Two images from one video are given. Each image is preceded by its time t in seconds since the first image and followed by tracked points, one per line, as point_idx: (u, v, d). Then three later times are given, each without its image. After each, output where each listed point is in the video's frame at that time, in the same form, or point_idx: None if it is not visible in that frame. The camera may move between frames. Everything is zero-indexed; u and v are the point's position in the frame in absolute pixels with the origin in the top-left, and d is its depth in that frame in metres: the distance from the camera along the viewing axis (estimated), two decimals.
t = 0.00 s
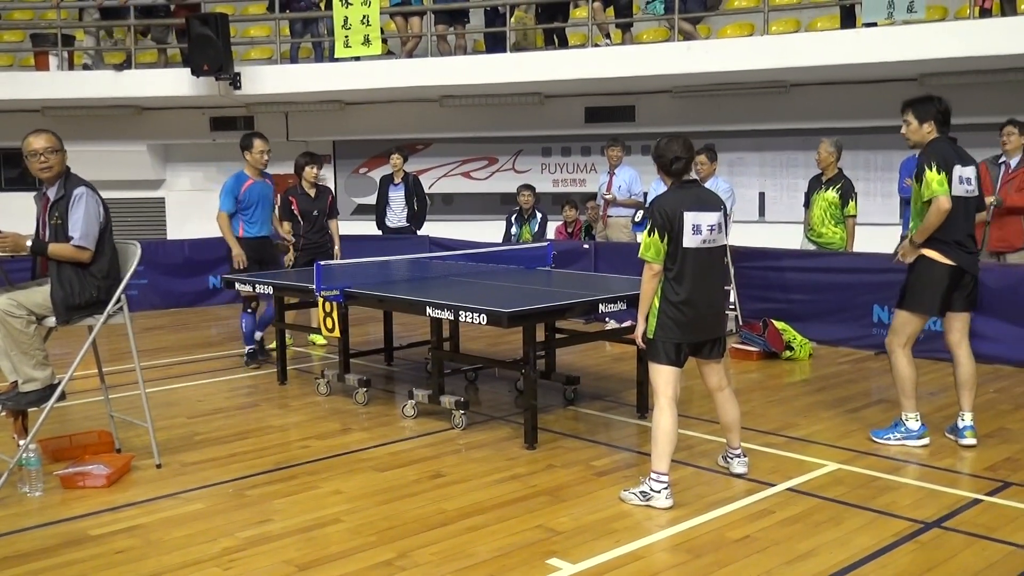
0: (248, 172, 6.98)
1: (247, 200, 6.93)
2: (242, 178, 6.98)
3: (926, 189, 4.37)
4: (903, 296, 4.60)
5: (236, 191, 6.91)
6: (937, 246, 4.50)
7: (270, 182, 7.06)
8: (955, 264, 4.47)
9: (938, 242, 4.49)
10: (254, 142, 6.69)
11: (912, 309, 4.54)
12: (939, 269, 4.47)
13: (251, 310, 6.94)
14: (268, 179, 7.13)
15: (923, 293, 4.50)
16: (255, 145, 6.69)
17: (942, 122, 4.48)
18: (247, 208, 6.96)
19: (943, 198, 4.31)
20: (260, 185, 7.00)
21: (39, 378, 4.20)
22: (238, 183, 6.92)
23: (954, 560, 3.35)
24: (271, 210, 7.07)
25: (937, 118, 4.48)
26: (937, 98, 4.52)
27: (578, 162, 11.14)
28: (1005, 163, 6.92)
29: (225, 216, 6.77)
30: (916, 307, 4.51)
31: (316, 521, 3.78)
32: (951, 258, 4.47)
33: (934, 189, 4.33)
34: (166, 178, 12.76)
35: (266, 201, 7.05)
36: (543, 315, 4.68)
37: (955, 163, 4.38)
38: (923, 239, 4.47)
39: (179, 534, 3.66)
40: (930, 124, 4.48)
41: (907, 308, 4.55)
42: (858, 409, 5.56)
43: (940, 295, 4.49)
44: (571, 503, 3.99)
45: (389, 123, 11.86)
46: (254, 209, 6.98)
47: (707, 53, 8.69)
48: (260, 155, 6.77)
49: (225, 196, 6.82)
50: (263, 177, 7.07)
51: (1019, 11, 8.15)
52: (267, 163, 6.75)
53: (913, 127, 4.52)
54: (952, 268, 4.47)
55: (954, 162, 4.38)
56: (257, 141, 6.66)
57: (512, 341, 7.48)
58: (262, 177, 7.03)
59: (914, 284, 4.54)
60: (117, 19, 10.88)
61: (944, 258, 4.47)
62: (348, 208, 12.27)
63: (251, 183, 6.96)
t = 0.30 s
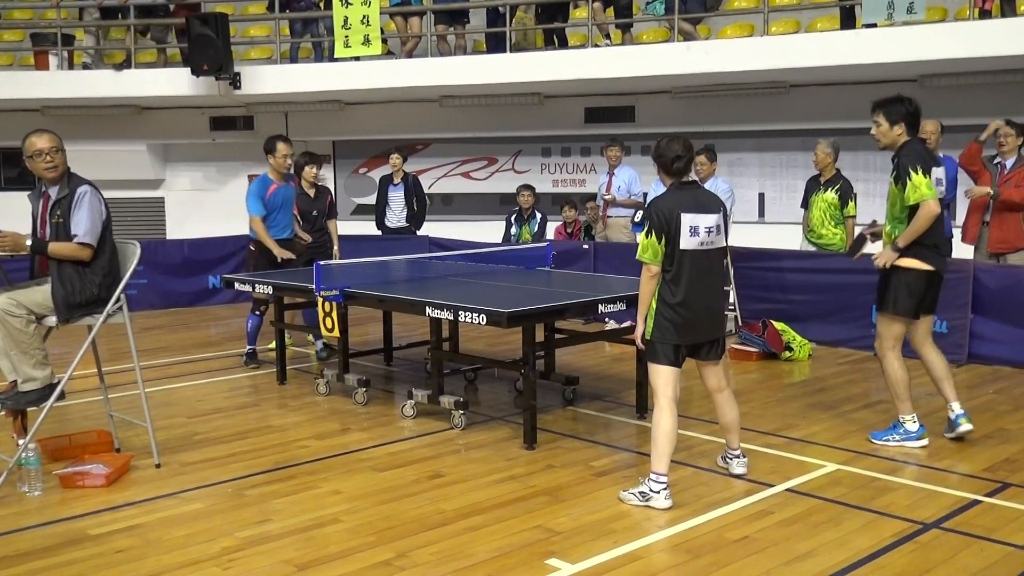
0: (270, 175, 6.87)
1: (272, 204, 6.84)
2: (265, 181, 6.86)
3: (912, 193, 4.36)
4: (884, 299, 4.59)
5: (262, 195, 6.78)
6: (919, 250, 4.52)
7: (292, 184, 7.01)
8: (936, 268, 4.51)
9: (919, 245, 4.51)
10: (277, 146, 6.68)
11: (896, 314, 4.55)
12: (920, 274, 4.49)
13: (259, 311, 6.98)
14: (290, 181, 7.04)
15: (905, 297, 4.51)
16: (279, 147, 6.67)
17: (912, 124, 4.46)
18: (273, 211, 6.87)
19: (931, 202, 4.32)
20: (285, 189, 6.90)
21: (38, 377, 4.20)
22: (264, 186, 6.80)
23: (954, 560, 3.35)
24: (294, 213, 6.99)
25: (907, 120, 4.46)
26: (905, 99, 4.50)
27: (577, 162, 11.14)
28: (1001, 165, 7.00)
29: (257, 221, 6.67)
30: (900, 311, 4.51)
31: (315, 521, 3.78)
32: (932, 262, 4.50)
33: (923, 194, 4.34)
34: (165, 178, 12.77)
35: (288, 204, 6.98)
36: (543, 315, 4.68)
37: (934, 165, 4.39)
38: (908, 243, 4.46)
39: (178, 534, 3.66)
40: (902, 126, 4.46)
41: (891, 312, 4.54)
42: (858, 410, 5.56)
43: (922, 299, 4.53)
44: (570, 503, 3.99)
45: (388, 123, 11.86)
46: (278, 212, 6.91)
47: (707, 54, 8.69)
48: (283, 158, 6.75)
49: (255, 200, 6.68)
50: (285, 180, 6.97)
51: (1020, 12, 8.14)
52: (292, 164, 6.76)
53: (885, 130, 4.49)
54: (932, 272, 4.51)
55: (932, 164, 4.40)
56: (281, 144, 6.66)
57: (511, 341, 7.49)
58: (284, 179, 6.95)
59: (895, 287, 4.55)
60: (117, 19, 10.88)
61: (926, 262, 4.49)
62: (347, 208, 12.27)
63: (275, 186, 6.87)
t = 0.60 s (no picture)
0: (310, 186, 6.82)
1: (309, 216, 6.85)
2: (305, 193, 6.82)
3: (902, 193, 4.34)
4: (876, 301, 4.58)
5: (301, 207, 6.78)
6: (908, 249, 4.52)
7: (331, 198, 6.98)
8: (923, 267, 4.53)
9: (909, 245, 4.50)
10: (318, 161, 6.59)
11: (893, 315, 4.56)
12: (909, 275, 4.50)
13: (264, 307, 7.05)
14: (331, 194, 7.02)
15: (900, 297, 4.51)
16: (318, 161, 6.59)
17: (883, 125, 4.50)
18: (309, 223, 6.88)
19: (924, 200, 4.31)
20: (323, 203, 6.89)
21: (39, 379, 4.20)
22: (302, 199, 6.77)
23: (954, 563, 3.35)
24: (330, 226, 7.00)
25: (879, 121, 4.50)
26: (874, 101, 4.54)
27: (578, 164, 11.14)
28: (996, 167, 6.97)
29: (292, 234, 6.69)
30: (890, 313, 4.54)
31: (315, 523, 3.78)
32: (916, 262, 4.53)
33: (914, 192, 4.33)
34: (166, 180, 12.78)
35: (325, 215, 6.97)
36: (544, 317, 4.69)
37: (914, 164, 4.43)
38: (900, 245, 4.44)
39: (178, 536, 3.66)
40: (874, 128, 4.50)
41: (885, 314, 4.55)
42: (858, 412, 5.56)
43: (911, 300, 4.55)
44: (571, 505, 3.99)
45: (389, 125, 11.87)
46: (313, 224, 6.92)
47: (707, 56, 8.70)
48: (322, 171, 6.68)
49: (292, 214, 6.69)
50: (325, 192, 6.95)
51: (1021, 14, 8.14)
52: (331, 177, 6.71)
53: (860, 133, 4.52)
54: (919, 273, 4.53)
55: (911, 163, 4.43)
56: (321, 158, 6.55)
57: (512, 343, 7.49)
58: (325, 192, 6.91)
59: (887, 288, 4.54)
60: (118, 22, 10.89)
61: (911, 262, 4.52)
62: (348, 210, 12.29)
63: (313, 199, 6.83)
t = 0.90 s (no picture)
0: (322, 189, 6.86)
1: (316, 217, 6.86)
2: (315, 194, 6.85)
3: (870, 205, 4.35)
4: (859, 308, 4.58)
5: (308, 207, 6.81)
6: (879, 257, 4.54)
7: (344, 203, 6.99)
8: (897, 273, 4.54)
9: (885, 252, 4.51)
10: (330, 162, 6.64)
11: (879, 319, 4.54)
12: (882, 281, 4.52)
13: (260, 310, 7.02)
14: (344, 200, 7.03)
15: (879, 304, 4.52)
16: (330, 163, 6.64)
17: (855, 132, 4.51)
18: (315, 224, 6.89)
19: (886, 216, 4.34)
20: (332, 205, 6.90)
21: (42, 383, 4.20)
22: (311, 199, 6.80)
23: (959, 568, 3.34)
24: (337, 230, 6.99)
25: (850, 129, 4.51)
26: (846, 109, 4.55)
27: (581, 168, 11.14)
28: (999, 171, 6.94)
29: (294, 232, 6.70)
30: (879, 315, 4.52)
31: (318, 528, 3.78)
32: (896, 266, 4.54)
33: (880, 207, 4.35)
34: (170, 184, 12.81)
35: (334, 219, 6.97)
36: (548, 322, 4.68)
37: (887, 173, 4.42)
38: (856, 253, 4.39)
39: (181, 541, 3.66)
40: (845, 136, 4.50)
41: (875, 318, 4.53)
42: (862, 417, 5.54)
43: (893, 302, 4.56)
44: (574, 510, 3.98)
45: (392, 129, 11.88)
46: (320, 226, 6.92)
47: (710, 59, 8.71)
48: (334, 174, 6.71)
49: (297, 212, 6.72)
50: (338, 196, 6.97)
51: None
52: (342, 181, 6.73)
53: (830, 142, 4.54)
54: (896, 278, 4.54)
55: (887, 172, 4.43)
56: (333, 159, 6.59)
57: (515, 347, 7.49)
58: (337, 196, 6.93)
59: (863, 296, 4.56)
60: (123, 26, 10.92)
61: (889, 266, 4.53)
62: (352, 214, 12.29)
63: (322, 200, 6.85)
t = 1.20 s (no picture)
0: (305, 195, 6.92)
1: (298, 223, 6.92)
2: (298, 200, 6.92)
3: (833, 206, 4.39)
4: (833, 306, 4.59)
5: (289, 212, 6.87)
6: (859, 258, 4.54)
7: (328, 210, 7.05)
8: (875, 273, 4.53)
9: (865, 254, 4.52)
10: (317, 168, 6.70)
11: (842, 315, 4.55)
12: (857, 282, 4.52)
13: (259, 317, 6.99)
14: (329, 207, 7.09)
15: (850, 303, 4.52)
16: (318, 170, 6.69)
17: (831, 135, 4.47)
18: (298, 230, 6.94)
19: (847, 218, 4.36)
20: (315, 211, 6.96)
21: (49, 386, 4.20)
22: (292, 204, 6.87)
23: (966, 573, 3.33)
24: (322, 236, 7.03)
25: (826, 132, 4.46)
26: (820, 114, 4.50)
27: (587, 171, 11.17)
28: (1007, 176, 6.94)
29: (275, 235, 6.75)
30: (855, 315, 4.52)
31: (323, 531, 3.78)
32: (880, 266, 4.54)
33: (844, 208, 4.37)
34: (176, 187, 12.84)
35: (318, 226, 7.02)
36: (554, 326, 4.67)
37: (861, 175, 4.41)
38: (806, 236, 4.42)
39: (188, 543, 3.66)
40: (820, 140, 4.47)
41: (851, 317, 4.52)
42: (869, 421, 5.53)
43: (873, 301, 4.56)
44: (580, 513, 3.98)
45: (397, 132, 11.89)
46: (303, 232, 6.97)
47: (715, 63, 8.70)
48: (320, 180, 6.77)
49: (278, 216, 6.78)
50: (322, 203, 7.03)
51: None
52: (328, 188, 6.79)
53: (806, 147, 4.50)
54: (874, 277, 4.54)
55: (861, 173, 4.42)
56: (320, 165, 6.66)
57: (520, 350, 7.48)
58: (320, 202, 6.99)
59: (838, 295, 4.58)
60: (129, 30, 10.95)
61: (872, 267, 4.53)
62: (357, 217, 12.31)
63: (304, 206, 6.92)
